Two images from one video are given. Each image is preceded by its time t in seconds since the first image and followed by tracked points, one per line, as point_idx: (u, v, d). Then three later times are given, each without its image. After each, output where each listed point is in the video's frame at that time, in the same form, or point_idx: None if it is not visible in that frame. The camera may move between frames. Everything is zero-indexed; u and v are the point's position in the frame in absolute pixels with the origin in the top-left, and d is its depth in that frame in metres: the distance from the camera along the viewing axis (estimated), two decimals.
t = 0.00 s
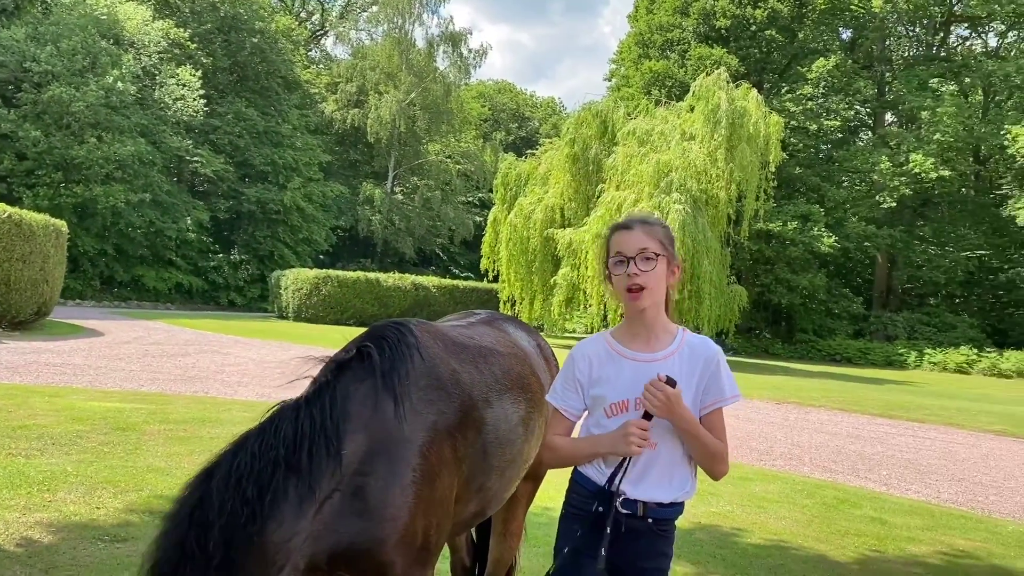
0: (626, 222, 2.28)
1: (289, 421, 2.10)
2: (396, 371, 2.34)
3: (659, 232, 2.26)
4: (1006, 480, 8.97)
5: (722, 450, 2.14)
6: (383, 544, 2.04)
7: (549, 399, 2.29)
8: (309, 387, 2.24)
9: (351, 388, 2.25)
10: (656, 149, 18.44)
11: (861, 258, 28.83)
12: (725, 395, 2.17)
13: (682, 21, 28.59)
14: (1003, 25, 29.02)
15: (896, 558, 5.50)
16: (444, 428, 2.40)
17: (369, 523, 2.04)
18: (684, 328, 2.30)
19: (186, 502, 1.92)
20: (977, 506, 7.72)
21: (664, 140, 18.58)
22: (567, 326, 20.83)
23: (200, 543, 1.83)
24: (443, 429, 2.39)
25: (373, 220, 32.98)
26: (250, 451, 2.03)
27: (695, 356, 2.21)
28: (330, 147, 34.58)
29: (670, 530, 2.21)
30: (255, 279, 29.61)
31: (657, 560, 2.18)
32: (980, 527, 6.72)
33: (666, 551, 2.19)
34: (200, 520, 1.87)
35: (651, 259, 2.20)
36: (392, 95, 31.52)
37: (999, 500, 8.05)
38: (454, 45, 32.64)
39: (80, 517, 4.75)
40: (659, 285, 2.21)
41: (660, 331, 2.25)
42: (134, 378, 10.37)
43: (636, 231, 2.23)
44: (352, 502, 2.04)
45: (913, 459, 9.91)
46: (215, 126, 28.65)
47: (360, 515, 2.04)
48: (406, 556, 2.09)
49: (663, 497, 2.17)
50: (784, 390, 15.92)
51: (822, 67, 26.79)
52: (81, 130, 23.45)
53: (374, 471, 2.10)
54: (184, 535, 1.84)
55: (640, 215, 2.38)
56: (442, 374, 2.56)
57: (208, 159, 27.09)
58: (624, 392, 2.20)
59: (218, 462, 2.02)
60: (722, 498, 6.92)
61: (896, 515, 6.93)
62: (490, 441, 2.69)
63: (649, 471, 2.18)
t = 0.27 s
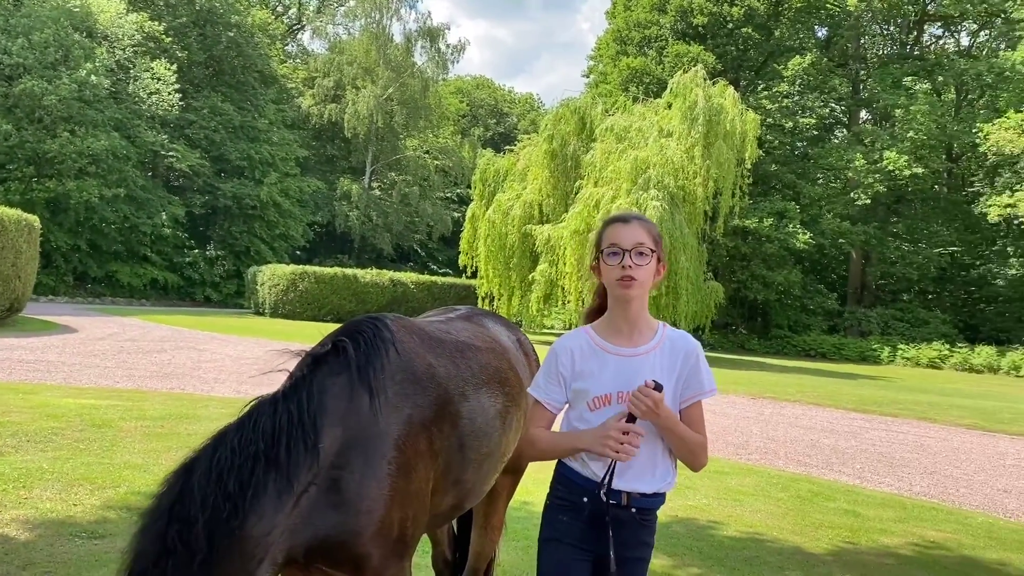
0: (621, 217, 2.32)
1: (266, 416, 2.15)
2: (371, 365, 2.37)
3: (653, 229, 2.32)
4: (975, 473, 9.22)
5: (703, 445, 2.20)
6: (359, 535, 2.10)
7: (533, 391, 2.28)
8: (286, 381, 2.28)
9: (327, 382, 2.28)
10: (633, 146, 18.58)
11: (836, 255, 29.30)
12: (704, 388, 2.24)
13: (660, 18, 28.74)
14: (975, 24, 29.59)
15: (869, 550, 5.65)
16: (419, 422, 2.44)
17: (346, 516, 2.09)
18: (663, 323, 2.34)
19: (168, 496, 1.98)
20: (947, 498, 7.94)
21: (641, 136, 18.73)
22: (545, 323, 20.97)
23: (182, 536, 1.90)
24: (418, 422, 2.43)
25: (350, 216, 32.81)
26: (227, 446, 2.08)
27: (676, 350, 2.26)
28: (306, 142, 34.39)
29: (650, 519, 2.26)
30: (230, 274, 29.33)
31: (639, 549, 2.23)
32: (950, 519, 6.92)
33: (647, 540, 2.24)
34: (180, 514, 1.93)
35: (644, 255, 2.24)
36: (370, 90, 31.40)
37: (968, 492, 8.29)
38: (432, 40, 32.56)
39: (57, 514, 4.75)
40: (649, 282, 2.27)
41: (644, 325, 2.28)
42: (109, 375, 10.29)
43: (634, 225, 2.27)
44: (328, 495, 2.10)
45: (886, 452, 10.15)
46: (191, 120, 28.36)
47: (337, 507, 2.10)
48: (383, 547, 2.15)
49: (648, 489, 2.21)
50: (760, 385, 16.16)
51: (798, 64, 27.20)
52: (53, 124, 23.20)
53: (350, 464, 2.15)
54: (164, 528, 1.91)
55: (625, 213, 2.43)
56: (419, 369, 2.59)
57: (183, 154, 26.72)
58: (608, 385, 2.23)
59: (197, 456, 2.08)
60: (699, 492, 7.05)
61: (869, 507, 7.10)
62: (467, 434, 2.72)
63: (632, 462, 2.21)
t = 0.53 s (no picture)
0: (603, 218, 2.33)
1: (244, 415, 2.19)
2: (351, 364, 2.39)
3: (636, 227, 2.33)
4: (953, 468, 9.42)
5: (689, 445, 2.23)
6: (339, 535, 2.14)
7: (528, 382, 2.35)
8: (266, 381, 2.31)
9: (306, 383, 2.31)
10: (615, 143, 18.67)
11: (816, 251, 29.65)
12: (694, 389, 2.27)
13: (641, 15, 28.92)
14: (952, 23, 30.04)
15: (850, 545, 5.78)
16: (401, 421, 2.45)
17: (326, 516, 2.14)
18: (656, 323, 2.37)
19: (145, 495, 2.02)
20: (927, 493, 8.12)
21: (624, 133, 18.83)
22: (527, 319, 21.07)
23: (159, 536, 1.93)
24: (401, 422, 2.45)
25: (331, 212, 32.67)
26: (205, 446, 2.12)
27: (667, 350, 2.30)
28: (287, 137, 34.22)
29: (640, 516, 2.29)
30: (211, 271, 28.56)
31: (627, 547, 2.25)
32: (928, 514, 7.09)
33: (636, 537, 2.27)
34: (156, 514, 1.97)
35: (627, 252, 2.25)
36: (351, 85, 31.27)
37: (946, 486, 8.47)
38: (414, 35, 32.46)
39: (36, 514, 4.73)
40: (636, 279, 2.27)
41: (634, 323, 2.30)
42: (87, 372, 10.21)
43: (616, 224, 2.29)
44: (307, 495, 2.14)
45: (865, 448, 10.34)
46: (170, 115, 28.09)
47: (316, 507, 2.14)
48: (363, 546, 2.20)
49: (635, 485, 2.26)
50: (741, 381, 16.37)
51: (778, 62, 27.51)
52: (29, 118, 23.56)
53: (330, 464, 2.19)
54: (140, 529, 1.95)
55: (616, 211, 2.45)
56: (400, 367, 2.61)
57: (163, 149, 26.44)
58: (600, 382, 2.28)
59: (175, 456, 2.12)
60: (681, 488, 7.15)
61: (849, 503, 7.25)
62: (450, 432, 2.74)
63: (622, 458, 2.26)
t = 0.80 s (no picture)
0: (580, 216, 2.38)
1: (224, 408, 2.22)
2: (331, 357, 2.43)
3: (616, 222, 2.38)
4: (935, 462, 9.60)
5: (680, 434, 2.28)
6: (322, 527, 2.19)
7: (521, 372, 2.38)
8: (245, 375, 2.35)
9: (286, 375, 2.35)
10: (601, 139, 18.74)
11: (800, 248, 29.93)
12: (683, 379, 2.31)
13: (627, 11, 29.01)
14: (936, 21, 30.39)
15: (833, 537, 5.90)
16: (383, 411, 2.49)
17: (310, 508, 2.19)
18: (645, 315, 2.42)
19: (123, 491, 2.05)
20: (909, 487, 8.28)
21: (609, 129, 18.90)
22: (513, 315, 21.14)
23: (138, 531, 1.96)
24: (382, 414, 2.49)
25: (316, 208, 32.53)
26: (184, 439, 2.16)
27: (657, 341, 2.35)
28: (272, 132, 34.04)
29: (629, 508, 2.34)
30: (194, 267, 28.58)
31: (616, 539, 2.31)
32: (909, 507, 7.23)
33: (626, 528, 2.32)
34: (136, 508, 2.00)
35: (607, 247, 2.30)
36: (336, 80, 31.14)
37: (928, 480, 8.63)
38: (399, 31, 32.33)
39: (20, 509, 4.74)
40: (619, 271, 2.32)
41: (622, 315, 2.35)
42: (70, 368, 10.17)
43: (592, 221, 2.34)
44: (290, 487, 2.19)
45: (849, 442, 10.50)
46: (153, 110, 27.85)
47: (299, 499, 2.19)
48: (348, 538, 2.25)
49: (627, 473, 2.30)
50: (726, 376, 16.53)
51: (763, 60, 27.68)
52: (11, 113, 23.46)
53: (311, 456, 2.23)
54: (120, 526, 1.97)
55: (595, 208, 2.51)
56: (381, 359, 2.65)
57: (146, 144, 26.21)
58: (591, 372, 2.32)
59: (156, 450, 2.15)
60: (666, 482, 7.24)
61: (832, 496, 7.38)
62: (433, 424, 2.78)
63: (614, 448, 2.31)
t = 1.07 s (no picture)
0: (567, 218, 2.41)
1: (211, 404, 2.25)
2: (318, 354, 2.47)
3: (604, 225, 2.39)
4: (920, 458, 9.73)
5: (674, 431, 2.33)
6: (307, 525, 2.23)
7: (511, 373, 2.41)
8: (233, 370, 2.38)
9: (273, 372, 2.38)
10: (590, 136, 18.78)
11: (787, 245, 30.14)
12: (673, 376, 2.37)
13: (616, 9, 29.07)
14: (922, 20, 30.66)
15: (818, 533, 5.98)
16: (369, 409, 2.53)
17: (296, 506, 2.22)
18: (634, 313, 2.47)
19: (108, 485, 2.05)
20: (895, 483, 8.39)
21: (598, 127, 18.94)
22: (502, 312, 21.18)
23: (123, 524, 1.96)
24: (369, 412, 2.53)
25: (304, 204, 32.42)
26: (171, 434, 2.17)
27: (646, 340, 2.40)
28: (260, 128, 33.88)
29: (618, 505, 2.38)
30: (182, 264, 28.54)
31: (605, 536, 2.35)
32: (894, 503, 7.33)
33: (615, 524, 2.37)
34: (121, 501, 2.01)
35: (593, 254, 2.32)
36: (324, 76, 31.03)
37: (913, 476, 8.75)
38: (388, 26, 32.22)
39: (7, 507, 4.74)
40: (605, 273, 2.36)
41: (610, 315, 2.40)
42: (57, 365, 10.12)
43: (579, 224, 2.37)
44: (275, 484, 2.22)
45: (835, 439, 10.62)
46: (140, 105, 27.66)
47: (285, 497, 2.22)
48: (333, 536, 2.28)
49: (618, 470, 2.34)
50: (713, 373, 16.65)
51: (751, 58, 27.83)
52: None
53: (297, 454, 2.26)
54: (105, 519, 1.97)
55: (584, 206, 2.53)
56: (368, 356, 2.68)
57: (133, 140, 26.05)
58: (581, 372, 2.36)
59: (141, 444, 2.17)
60: (653, 478, 7.32)
61: (818, 492, 7.47)
62: (419, 421, 2.81)
63: (604, 445, 2.35)
